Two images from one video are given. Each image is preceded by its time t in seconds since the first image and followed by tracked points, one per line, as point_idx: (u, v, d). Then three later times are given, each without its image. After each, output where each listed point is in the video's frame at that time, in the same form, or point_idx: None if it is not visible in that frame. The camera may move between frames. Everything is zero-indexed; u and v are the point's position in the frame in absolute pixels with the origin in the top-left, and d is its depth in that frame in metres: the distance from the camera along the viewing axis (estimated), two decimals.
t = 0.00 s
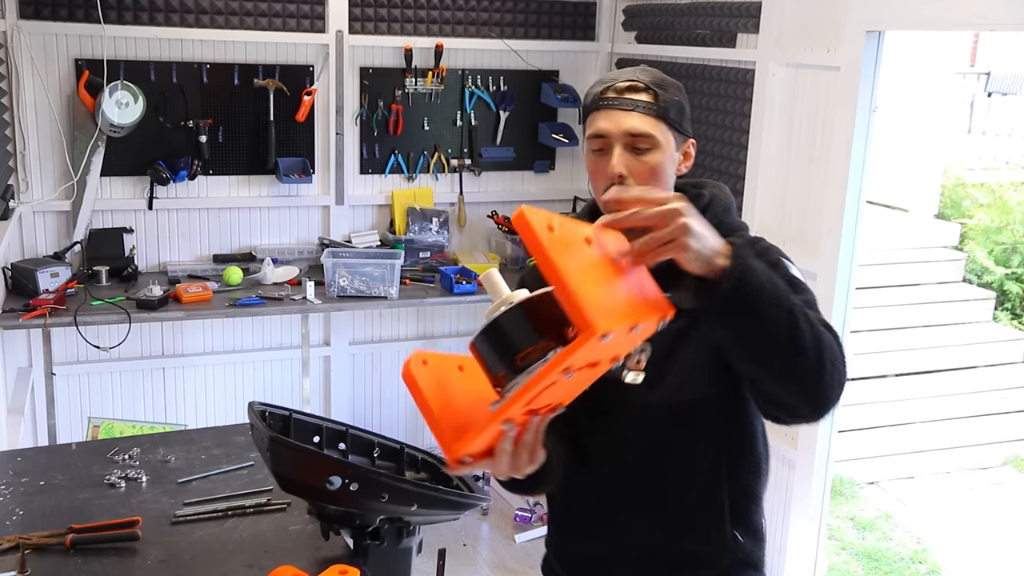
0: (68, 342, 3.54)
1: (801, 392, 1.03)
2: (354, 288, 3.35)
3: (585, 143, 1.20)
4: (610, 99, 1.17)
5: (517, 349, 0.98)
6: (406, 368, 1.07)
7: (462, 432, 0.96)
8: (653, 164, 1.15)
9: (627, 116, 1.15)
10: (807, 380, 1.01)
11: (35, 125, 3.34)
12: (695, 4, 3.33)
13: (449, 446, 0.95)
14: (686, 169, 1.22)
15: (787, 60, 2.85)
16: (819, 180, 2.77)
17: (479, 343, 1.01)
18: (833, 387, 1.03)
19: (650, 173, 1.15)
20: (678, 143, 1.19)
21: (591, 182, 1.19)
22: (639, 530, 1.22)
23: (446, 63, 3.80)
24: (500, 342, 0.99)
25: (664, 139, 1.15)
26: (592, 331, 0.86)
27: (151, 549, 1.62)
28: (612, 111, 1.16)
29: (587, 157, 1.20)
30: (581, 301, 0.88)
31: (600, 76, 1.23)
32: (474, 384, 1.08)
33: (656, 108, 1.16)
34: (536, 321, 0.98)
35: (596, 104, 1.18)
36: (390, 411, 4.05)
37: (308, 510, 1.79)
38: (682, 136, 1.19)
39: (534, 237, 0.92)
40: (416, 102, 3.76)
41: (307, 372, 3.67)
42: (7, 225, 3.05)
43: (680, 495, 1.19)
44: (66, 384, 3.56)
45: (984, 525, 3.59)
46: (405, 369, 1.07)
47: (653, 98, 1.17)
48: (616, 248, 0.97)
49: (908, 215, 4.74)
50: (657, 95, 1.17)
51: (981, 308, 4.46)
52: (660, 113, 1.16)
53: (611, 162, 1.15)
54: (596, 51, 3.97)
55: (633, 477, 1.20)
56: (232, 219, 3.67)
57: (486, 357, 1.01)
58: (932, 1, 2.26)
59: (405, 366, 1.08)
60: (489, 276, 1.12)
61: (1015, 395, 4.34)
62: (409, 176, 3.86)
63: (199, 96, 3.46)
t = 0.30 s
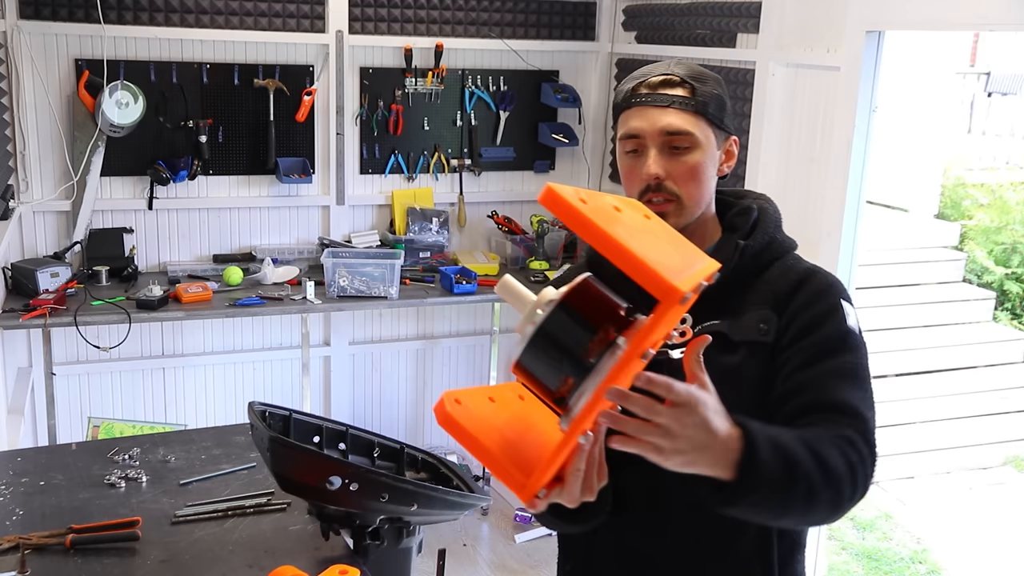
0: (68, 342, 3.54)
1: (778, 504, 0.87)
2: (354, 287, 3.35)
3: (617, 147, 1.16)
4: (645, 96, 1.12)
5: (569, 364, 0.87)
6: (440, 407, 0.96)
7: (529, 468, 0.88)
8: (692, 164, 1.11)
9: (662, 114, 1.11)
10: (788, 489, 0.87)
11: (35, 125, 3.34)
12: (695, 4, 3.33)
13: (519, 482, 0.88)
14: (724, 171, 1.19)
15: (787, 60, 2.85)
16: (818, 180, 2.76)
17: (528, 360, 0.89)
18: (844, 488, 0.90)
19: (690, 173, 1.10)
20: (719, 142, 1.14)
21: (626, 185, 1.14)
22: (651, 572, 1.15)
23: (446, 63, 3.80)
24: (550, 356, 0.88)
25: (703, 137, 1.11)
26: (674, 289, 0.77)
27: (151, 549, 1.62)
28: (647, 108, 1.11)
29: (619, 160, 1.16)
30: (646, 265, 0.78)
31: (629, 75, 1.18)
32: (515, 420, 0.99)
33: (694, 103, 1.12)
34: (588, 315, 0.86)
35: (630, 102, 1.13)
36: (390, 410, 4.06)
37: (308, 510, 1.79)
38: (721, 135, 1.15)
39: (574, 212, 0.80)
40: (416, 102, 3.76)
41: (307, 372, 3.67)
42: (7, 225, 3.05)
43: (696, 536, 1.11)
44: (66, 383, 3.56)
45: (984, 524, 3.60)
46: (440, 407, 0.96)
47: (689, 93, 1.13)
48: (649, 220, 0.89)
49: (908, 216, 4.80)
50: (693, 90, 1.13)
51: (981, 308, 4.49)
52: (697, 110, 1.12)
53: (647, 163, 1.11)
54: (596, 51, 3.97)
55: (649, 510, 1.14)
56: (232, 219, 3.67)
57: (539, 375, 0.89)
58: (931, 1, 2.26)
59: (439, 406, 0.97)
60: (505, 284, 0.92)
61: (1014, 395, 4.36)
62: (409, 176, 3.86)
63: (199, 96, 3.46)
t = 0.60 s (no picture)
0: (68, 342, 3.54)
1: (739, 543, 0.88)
2: (354, 287, 3.35)
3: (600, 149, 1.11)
4: (632, 96, 1.07)
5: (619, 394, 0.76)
6: (457, 415, 0.90)
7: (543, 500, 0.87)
8: (683, 168, 1.06)
9: (651, 115, 1.05)
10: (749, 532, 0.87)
11: (35, 125, 3.34)
12: (695, 4, 3.33)
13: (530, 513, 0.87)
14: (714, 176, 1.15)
15: (787, 60, 2.85)
16: (819, 181, 2.76)
17: (567, 391, 0.76)
18: (800, 538, 0.92)
19: (680, 178, 1.06)
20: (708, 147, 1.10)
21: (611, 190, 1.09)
22: None
23: (446, 63, 3.80)
24: (603, 390, 0.75)
25: (692, 140, 1.06)
26: (778, 368, 0.75)
27: (151, 549, 1.62)
28: (634, 110, 1.06)
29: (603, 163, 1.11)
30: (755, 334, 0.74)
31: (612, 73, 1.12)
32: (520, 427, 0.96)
33: (683, 104, 1.06)
34: (653, 355, 0.76)
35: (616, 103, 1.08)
36: (391, 410, 4.06)
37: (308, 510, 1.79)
38: (710, 141, 1.10)
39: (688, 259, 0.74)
40: (416, 102, 3.76)
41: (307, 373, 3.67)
42: (7, 225, 3.05)
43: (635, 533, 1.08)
44: (66, 383, 3.56)
45: (984, 525, 3.59)
46: (456, 414, 0.90)
47: (678, 92, 1.07)
48: (717, 244, 0.82)
49: (907, 217, 4.69)
50: (682, 89, 1.08)
51: (981, 308, 4.46)
52: (687, 111, 1.06)
53: (635, 167, 1.06)
54: (596, 51, 3.97)
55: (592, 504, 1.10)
56: (232, 219, 3.67)
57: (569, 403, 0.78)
58: (931, 2, 2.26)
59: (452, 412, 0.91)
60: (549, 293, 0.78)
61: (1014, 395, 4.33)
62: (409, 176, 3.86)
63: (199, 96, 3.46)
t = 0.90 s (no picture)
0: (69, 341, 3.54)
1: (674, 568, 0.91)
2: (354, 287, 3.35)
3: (509, 150, 1.08)
4: (548, 91, 1.06)
5: (615, 381, 0.75)
6: (449, 362, 0.78)
7: (496, 465, 0.82)
8: (600, 167, 1.04)
9: (567, 111, 1.05)
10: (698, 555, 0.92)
11: (35, 125, 3.34)
12: (695, 4, 3.33)
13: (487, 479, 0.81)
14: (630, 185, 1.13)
15: (787, 60, 2.85)
16: (819, 181, 2.76)
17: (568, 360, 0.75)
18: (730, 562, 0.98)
19: (597, 175, 1.03)
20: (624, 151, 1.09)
21: (522, 191, 1.06)
22: None
23: (446, 63, 3.80)
24: (607, 370, 0.74)
25: (608, 139, 1.05)
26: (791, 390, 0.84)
27: (151, 549, 1.62)
28: (550, 105, 1.05)
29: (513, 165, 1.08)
30: (783, 351, 0.84)
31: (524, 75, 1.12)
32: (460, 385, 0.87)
33: (599, 101, 1.06)
34: (661, 343, 0.77)
35: (533, 98, 1.07)
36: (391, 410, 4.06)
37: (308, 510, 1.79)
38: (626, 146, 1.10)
39: (772, 263, 0.82)
40: (416, 103, 3.76)
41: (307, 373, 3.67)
42: (7, 225, 3.05)
43: (536, 544, 1.05)
44: (66, 383, 3.55)
45: (984, 525, 3.59)
46: (451, 362, 0.78)
47: (596, 89, 1.08)
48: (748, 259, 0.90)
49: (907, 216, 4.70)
50: (599, 88, 1.08)
51: (981, 308, 4.44)
52: (603, 109, 1.06)
53: (552, 165, 1.04)
54: (596, 51, 3.98)
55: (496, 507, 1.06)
56: (232, 219, 3.68)
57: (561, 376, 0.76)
58: (931, 2, 2.26)
59: (444, 358, 0.78)
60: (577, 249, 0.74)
61: (1015, 395, 4.29)
62: (408, 176, 3.86)
63: (199, 96, 3.46)
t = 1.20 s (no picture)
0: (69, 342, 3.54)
1: None
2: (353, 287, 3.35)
3: (423, 140, 1.14)
4: (464, 80, 1.11)
5: (604, 346, 0.75)
6: (450, 340, 0.67)
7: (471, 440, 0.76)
8: (517, 160, 1.11)
9: (485, 102, 1.10)
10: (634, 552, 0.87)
11: (35, 125, 3.33)
12: (695, 4, 3.34)
13: (461, 454, 0.74)
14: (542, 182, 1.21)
15: (787, 60, 2.84)
16: (820, 181, 2.75)
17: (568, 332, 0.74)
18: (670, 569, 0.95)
19: (515, 169, 1.11)
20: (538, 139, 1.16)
21: (437, 184, 1.11)
22: None
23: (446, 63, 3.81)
24: (600, 335, 0.74)
25: (525, 132, 1.12)
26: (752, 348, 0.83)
27: (151, 549, 1.62)
28: (468, 95, 1.10)
29: (427, 156, 1.13)
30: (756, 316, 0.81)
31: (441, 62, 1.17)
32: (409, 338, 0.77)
33: (516, 92, 1.13)
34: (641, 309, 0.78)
35: (448, 87, 1.12)
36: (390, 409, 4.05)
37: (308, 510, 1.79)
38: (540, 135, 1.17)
39: (782, 240, 0.77)
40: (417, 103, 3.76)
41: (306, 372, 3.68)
42: (8, 225, 3.05)
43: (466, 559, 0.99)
44: (66, 384, 3.55)
45: (984, 525, 3.59)
46: (454, 342, 0.67)
47: (513, 78, 1.14)
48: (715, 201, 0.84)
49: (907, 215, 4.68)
50: (517, 76, 1.14)
51: (981, 308, 4.44)
52: (522, 101, 1.13)
53: (467, 157, 1.09)
54: (596, 51, 3.98)
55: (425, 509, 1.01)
56: (232, 219, 3.68)
57: (543, 342, 0.75)
58: (932, 2, 2.26)
59: (444, 336, 0.67)
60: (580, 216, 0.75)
61: (1015, 395, 4.28)
62: (409, 176, 3.86)
63: (199, 95, 3.46)
